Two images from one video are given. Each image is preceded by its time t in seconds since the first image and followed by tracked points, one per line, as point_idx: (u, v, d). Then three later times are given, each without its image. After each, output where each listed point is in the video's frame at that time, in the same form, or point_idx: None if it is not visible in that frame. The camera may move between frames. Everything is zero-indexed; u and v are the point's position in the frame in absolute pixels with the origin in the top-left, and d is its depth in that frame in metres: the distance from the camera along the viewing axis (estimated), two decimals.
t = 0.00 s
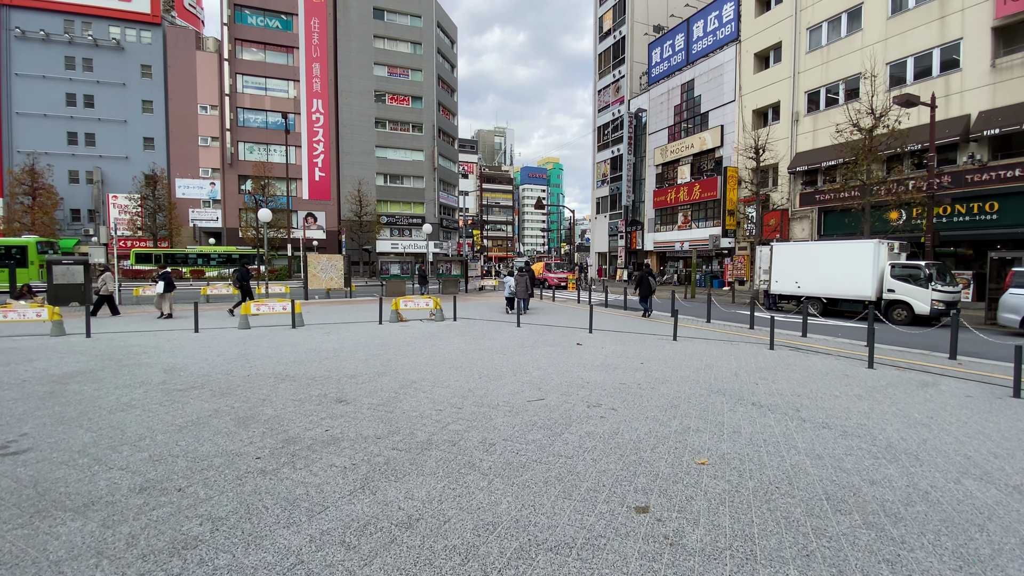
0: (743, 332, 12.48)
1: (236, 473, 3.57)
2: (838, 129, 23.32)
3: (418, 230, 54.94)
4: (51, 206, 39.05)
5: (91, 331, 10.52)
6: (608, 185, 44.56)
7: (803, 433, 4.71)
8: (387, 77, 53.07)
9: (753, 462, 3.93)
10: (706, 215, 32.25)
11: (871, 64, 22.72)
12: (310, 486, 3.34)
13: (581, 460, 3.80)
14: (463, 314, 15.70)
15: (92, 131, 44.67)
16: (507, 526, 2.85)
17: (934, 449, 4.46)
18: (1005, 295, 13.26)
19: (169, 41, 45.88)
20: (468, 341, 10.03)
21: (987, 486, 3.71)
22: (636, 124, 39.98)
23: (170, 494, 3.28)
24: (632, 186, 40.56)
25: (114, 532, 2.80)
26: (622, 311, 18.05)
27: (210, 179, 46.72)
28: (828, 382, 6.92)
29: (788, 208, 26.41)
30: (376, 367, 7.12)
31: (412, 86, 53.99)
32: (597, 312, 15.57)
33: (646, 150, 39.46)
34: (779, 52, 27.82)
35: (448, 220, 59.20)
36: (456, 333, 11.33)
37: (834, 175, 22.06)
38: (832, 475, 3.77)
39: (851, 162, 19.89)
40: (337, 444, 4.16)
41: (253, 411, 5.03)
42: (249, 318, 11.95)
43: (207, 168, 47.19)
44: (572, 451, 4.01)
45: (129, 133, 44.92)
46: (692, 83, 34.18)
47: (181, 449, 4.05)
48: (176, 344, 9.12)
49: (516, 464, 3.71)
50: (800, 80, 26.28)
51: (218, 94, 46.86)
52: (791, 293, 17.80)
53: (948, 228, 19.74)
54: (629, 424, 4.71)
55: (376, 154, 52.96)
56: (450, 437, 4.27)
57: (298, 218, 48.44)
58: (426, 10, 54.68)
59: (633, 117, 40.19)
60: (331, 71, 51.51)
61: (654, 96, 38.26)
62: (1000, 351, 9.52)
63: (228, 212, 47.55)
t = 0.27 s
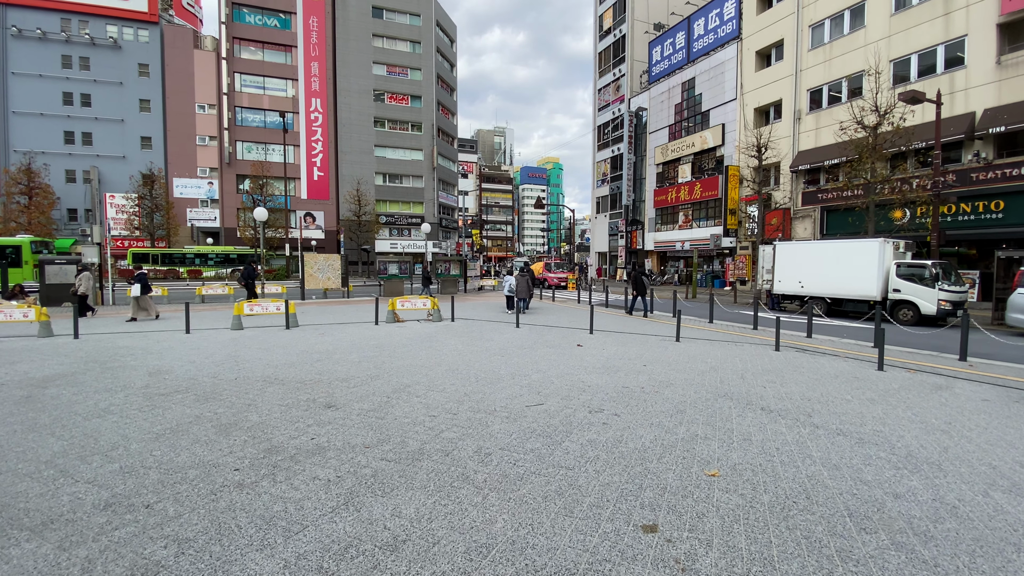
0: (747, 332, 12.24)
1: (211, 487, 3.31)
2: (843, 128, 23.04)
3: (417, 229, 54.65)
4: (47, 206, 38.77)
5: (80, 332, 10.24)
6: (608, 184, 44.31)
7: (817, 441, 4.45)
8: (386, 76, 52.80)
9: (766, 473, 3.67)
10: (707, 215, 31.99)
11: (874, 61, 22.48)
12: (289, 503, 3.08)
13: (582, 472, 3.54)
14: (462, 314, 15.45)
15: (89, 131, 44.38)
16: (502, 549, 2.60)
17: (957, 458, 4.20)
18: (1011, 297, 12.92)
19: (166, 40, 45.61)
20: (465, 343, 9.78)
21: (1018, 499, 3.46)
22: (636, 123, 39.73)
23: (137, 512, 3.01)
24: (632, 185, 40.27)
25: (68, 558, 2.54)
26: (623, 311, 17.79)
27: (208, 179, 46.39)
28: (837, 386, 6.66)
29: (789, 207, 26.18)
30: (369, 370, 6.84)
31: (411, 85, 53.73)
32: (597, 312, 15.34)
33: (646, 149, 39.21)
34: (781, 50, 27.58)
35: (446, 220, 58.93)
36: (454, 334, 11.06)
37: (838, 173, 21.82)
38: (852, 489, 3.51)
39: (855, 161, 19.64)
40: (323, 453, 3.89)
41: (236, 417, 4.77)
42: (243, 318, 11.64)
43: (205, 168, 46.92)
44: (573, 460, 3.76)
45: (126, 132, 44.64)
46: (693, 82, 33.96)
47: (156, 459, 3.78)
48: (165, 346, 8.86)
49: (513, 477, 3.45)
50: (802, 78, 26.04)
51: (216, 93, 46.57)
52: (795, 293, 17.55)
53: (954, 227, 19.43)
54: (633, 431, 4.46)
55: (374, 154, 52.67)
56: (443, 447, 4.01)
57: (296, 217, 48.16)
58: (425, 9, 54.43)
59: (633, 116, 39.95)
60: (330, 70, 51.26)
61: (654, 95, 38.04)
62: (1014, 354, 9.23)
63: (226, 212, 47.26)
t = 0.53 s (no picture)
0: (751, 332, 11.98)
1: (182, 502, 3.05)
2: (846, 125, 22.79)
3: (416, 229, 54.38)
4: (44, 205, 38.48)
5: (67, 333, 9.94)
6: (609, 183, 44.03)
7: (834, 449, 4.18)
8: (385, 75, 52.51)
9: (783, 485, 3.41)
10: (708, 214, 31.74)
11: (877, 58, 22.21)
12: (265, 521, 2.82)
13: (585, 485, 3.29)
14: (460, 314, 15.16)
15: (86, 129, 44.09)
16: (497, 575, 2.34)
17: (984, 468, 3.94)
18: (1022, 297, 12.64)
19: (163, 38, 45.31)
20: (463, 344, 9.51)
21: None
22: (636, 121, 39.47)
23: (98, 531, 2.75)
24: (633, 184, 39.97)
25: None
26: (624, 311, 17.53)
27: (205, 178, 46.09)
28: (849, 389, 6.38)
29: (791, 206, 25.92)
30: (361, 372, 6.56)
31: (410, 83, 53.44)
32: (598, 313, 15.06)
33: (647, 148, 38.93)
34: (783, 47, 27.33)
35: (446, 219, 58.65)
36: (451, 334, 10.77)
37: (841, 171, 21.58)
38: (878, 504, 3.24)
39: (859, 159, 19.39)
40: (306, 464, 3.62)
41: (218, 423, 4.50)
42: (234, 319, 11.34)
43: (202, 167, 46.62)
44: (574, 472, 3.50)
45: (124, 131, 44.36)
46: (693, 80, 33.69)
47: (127, 472, 3.51)
48: (153, 347, 8.59)
49: (510, 491, 3.19)
50: (805, 75, 25.78)
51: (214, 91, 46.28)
52: (798, 292, 17.29)
53: (960, 225, 19.17)
54: (639, 439, 4.19)
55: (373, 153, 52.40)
56: (436, 456, 3.74)
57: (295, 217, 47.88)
58: (424, 7, 54.11)
59: (633, 115, 39.68)
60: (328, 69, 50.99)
61: (654, 94, 37.77)
62: None
63: (224, 211, 46.94)
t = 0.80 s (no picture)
0: (754, 333, 11.73)
1: (146, 523, 2.80)
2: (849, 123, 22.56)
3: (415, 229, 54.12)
4: (40, 205, 38.18)
5: (53, 335, 9.64)
6: (608, 183, 43.78)
7: (850, 460, 3.93)
8: (384, 74, 52.22)
9: (797, 502, 3.17)
10: (708, 213, 31.50)
11: (880, 55, 21.96)
12: (233, 545, 2.57)
13: (585, 503, 3.04)
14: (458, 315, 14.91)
15: (83, 128, 43.79)
16: None
17: (1010, 481, 3.68)
18: None
19: (161, 36, 45.01)
20: (459, 345, 9.26)
21: None
22: (636, 121, 39.25)
23: (48, 558, 2.50)
24: (633, 183, 39.70)
25: None
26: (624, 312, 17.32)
27: (203, 177, 45.79)
28: (859, 394, 6.13)
29: (793, 205, 25.68)
30: (352, 377, 6.31)
31: (409, 82, 53.16)
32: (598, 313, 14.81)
33: (647, 147, 38.69)
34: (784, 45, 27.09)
35: (445, 219, 58.36)
36: (448, 336, 10.52)
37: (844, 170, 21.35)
38: (902, 523, 2.99)
39: (861, 157, 19.17)
40: (285, 478, 3.37)
41: (196, 432, 4.25)
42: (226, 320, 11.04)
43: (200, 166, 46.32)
44: (572, 488, 3.25)
45: (120, 131, 44.07)
46: (694, 78, 33.46)
47: (92, 488, 3.26)
48: (140, 349, 8.33)
49: (503, 510, 2.94)
50: (807, 73, 25.54)
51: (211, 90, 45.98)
52: (801, 293, 17.04)
53: (965, 224, 18.94)
54: (642, 450, 3.94)
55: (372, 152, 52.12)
56: (425, 470, 3.49)
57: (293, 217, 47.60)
58: (423, 6, 53.81)
59: (633, 113, 39.43)
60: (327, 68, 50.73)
61: (654, 92, 37.54)
62: None
63: (221, 211, 46.61)
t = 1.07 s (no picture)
0: (756, 334, 11.48)
1: (94, 546, 2.53)
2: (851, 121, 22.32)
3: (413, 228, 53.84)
4: (35, 204, 37.84)
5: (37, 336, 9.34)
6: (608, 182, 43.49)
7: (866, 471, 3.66)
8: (382, 72, 51.89)
9: (812, 519, 2.90)
10: (708, 212, 31.24)
11: (882, 52, 21.70)
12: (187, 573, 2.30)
13: (581, 522, 2.77)
14: (454, 315, 14.61)
15: (78, 127, 43.44)
16: None
17: None
18: None
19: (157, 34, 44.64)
20: (454, 346, 8.97)
21: None
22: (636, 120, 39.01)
23: None
24: (632, 182, 39.41)
25: None
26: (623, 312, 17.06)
27: (200, 177, 45.47)
28: (869, 398, 5.85)
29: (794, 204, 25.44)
30: (339, 379, 6.03)
31: (408, 81, 52.85)
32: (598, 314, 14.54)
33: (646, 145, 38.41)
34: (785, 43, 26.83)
35: (443, 219, 58.05)
36: (443, 336, 10.24)
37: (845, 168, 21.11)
38: (930, 544, 2.71)
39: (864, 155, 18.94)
40: (254, 493, 3.09)
41: (167, 441, 3.98)
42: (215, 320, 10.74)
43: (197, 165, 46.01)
44: (568, 504, 2.97)
45: (117, 130, 43.74)
46: (694, 77, 33.20)
47: (44, 504, 2.99)
48: (123, 351, 8.05)
49: (491, 529, 2.67)
50: (808, 71, 25.28)
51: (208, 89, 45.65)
52: (804, 293, 16.78)
53: (970, 223, 18.70)
54: (645, 460, 3.67)
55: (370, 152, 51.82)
56: (409, 483, 3.21)
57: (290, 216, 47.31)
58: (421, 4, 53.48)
59: (633, 112, 39.16)
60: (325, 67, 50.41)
61: (654, 91, 37.27)
62: None
63: (218, 210, 46.26)
